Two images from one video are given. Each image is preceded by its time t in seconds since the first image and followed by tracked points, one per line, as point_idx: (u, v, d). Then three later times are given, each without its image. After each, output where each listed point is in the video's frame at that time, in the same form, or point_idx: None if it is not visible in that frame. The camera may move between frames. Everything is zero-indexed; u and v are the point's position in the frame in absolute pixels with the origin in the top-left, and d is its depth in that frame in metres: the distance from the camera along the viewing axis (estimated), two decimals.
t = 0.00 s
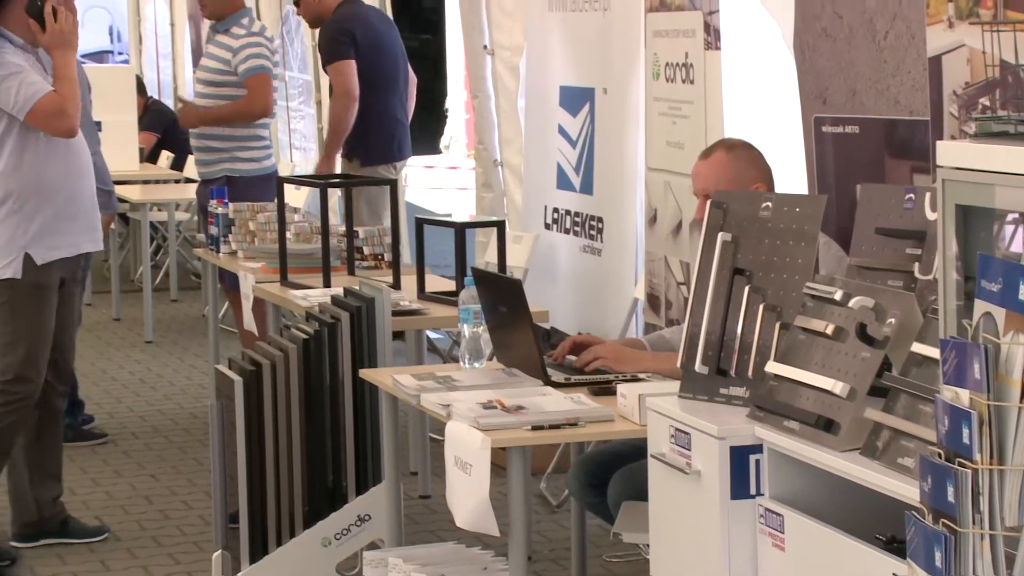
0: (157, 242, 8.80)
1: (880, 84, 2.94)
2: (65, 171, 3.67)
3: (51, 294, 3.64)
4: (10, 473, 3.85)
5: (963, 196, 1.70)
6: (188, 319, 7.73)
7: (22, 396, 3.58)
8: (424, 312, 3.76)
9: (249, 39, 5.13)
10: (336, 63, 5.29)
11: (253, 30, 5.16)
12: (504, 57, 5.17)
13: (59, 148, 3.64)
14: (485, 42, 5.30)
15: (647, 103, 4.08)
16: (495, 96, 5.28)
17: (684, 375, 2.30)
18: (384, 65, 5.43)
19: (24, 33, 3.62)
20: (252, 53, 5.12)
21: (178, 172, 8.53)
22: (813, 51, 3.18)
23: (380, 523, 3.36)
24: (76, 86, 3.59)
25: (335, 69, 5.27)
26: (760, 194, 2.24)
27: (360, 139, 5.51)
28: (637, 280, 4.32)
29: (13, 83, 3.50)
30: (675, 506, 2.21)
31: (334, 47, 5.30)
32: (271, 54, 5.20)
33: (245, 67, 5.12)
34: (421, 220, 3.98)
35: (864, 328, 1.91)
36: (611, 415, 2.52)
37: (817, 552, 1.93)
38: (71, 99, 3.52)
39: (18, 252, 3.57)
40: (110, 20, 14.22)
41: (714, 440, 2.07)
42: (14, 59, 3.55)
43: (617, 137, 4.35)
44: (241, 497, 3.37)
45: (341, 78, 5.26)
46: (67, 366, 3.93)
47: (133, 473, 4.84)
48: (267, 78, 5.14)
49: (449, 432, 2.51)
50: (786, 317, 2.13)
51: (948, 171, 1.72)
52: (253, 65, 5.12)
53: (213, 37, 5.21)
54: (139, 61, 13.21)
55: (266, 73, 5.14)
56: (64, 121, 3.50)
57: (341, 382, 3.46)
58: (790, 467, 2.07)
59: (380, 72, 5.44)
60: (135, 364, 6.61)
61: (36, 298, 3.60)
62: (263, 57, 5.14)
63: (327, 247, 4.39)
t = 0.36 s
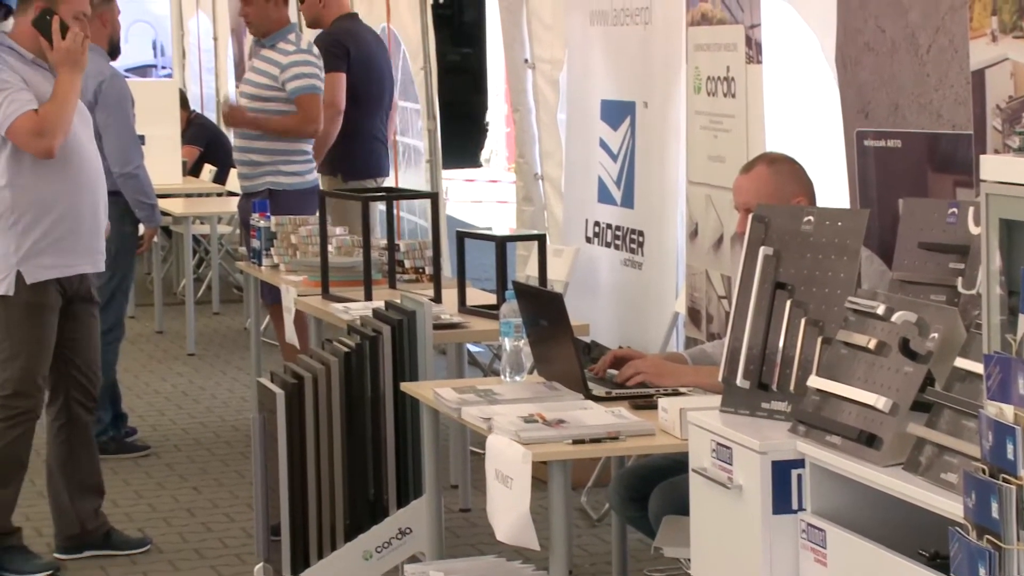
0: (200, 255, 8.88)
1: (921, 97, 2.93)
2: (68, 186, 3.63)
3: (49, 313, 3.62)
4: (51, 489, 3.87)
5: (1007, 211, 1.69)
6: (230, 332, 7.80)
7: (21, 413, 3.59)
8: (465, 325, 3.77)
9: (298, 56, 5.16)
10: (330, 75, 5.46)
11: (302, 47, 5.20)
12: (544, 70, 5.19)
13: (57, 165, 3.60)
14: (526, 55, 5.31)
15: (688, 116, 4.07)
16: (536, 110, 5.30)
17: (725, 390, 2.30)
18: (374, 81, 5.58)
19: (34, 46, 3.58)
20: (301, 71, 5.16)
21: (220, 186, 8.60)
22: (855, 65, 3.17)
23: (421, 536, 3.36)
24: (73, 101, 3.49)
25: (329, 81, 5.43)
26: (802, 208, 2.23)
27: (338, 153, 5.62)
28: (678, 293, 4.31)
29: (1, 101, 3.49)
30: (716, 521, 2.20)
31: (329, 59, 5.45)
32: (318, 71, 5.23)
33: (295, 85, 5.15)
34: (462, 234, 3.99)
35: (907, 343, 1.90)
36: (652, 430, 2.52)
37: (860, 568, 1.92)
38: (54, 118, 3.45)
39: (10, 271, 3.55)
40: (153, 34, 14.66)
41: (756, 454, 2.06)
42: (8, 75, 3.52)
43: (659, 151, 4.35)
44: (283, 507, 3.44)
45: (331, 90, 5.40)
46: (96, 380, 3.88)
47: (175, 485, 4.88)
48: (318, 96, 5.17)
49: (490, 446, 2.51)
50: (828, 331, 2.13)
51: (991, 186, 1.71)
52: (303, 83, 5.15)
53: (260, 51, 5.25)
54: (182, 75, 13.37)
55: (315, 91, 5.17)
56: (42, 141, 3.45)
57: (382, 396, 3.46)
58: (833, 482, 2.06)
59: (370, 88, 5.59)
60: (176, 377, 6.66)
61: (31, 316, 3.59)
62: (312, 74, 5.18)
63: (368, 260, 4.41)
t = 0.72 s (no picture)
0: (242, 270, 8.95)
1: (965, 114, 2.92)
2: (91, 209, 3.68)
3: (73, 329, 3.66)
4: (86, 501, 3.91)
5: None
6: (271, 347, 7.85)
7: (49, 428, 3.65)
8: (506, 342, 3.78)
9: (331, 75, 5.21)
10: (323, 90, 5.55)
11: (336, 65, 5.24)
12: (584, 87, 5.20)
13: (84, 189, 3.64)
14: (567, 72, 5.33)
15: (730, 133, 4.07)
16: (576, 127, 5.31)
17: (767, 407, 2.30)
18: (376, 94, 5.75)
19: (62, 68, 3.62)
20: (335, 90, 5.21)
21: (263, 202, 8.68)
22: (898, 82, 3.16)
23: (462, 553, 3.41)
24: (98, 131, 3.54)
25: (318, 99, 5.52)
26: (844, 225, 2.22)
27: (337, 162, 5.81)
28: (719, 310, 4.30)
29: (32, 122, 3.50)
30: (758, 538, 2.20)
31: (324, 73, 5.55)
32: (353, 88, 5.27)
33: (328, 104, 5.21)
34: (503, 250, 4.00)
35: (951, 361, 1.89)
36: (693, 447, 2.52)
37: None
38: (79, 149, 3.49)
39: (31, 291, 3.60)
40: (196, 51, 14.82)
41: (798, 472, 2.06)
42: (38, 97, 3.54)
43: (699, 168, 4.35)
44: (325, 522, 3.46)
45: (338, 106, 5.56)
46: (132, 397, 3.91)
47: (218, 500, 4.91)
48: (350, 115, 5.22)
49: (531, 463, 2.52)
50: (870, 349, 2.12)
51: None
52: (337, 103, 5.21)
53: (301, 69, 5.32)
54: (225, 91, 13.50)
55: (348, 110, 5.22)
56: (65, 171, 3.49)
57: (425, 415, 3.47)
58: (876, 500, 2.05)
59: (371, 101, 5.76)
60: (219, 393, 6.71)
61: (57, 334, 3.62)
62: (346, 93, 5.22)
63: (410, 276, 4.43)
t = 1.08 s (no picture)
0: (297, 290, 9.03)
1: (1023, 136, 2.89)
2: (155, 228, 3.76)
3: (142, 348, 3.72)
4: (125, 522, 4.00)
5: None
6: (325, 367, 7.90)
7: (114, 448, 3.69)
8: (560, 362, 3.78)
9: (383, 95, 5.26)
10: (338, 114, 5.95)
11: (388, 86, 5.29)
12: (637, 108, 5.22)
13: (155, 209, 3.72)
14: (620, 92, 5.34)
15: (784, 153, 4.05)
16: (629, 148, 5.32)
17: (822, 429, 2.29)
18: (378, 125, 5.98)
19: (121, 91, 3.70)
20: (383, 111, 5.25)
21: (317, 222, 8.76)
22: (953, 103, 3.14)
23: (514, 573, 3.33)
24: (166, 152, 3.65)
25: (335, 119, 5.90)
26: (899, 246, 2.22)
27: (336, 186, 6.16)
28: (772, 331, 4.28)
29: (114, 146, 3.56)
30: (813, 561, 2.18)
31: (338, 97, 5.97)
32: (405, 109, 5.30)
33: (377, 124, 5.26)
34: (556, 270, 4.01)
35: (1008, 383, 1.87)
36: (748, 469, 2.51)
37: None
38: (159, 171, 3.59)
39: (109, 312, 3.66)
40: (253, 73, 15.00)
41: (853, 494, 2.05)
42: (110, 122, 3.62)
43: (753, 189, 4.34)
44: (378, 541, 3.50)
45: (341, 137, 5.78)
46: (174, 414, 4.04)
47: (272, 519, 4.95)
48: (396, 137, 5.25)
49: (585, 483, 2.52)
50: (926, 371, 2.10)
51: None
52: (384, 123, 5.25)
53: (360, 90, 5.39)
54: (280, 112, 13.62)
55: (395, 132, 5.25)
56: (150, 194, 3.57)
57: (478, 435, 3.50)
58: (933, 523, 2.03)
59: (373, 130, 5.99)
60: (274, 412, 6.77)
61: (126, 353, 3.68)
62: (395, 115, 5.26)
63: (464, 296, 4.45)
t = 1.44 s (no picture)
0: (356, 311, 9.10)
1: None
2: (220, 249, 3.81)
3: (205, 368, 3.78)
4: (183, 540, 4.14)
5: None
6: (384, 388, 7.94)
7: (176, 468, 3.76)
8: (618, 384, 3.78)
9: (450, 116, 5.31)
10: (328, 134, 5.89)
11: (456, 107, 5.34)
12: (695, 129, 5.25)
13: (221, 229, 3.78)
14: (678, 113, 5.34)
15: (843, 175, 4.03)
16: (687, 169, 5.33)
17: (883, 453, 2.28)
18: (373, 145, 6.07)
19: (185, 112, 3.77)
20: (452, 131, 5.31)
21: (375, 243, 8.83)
22: (1015, 125, 3.12)
23: None
24: (231, 174, 3.72)
25: (324, 140, 5.85)
26: (961, 268, 2.20)
27: (342, 205, 6.14)
28: (831, 354, 4.27)
29: (184, 169, 3.63)
30: None
31: (332, 119, 5.89)
32: (472, 131, 5.36)
33: (447, 143, 5.32)
34: (614, 291, 4.02)
35: None
36: (807, 491, 2.51)
37: None
38: (227, 193, 3.65)
39: (175, 333, 3.72)
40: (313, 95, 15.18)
41: (914, 519, 2.04)
42: (178, 145, 3.69)
43: (813, 211, 4.33)
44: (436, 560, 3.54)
45: (330, 151, 5.84)
46: (230, 436, 4.11)
47: (331, 540, 4.99)
48: (467, 155, 5.31)
49: (643, 506, 2.52)
50: (988, 395, 2.07)
51: None
52: (453, 143, 5.31)
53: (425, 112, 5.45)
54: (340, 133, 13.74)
55: (465, 150, 5.31)
56: (219, 216, 3.63)
57: (537, 456, 3.50)
58: (996, 549, 2.02)
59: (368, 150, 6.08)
60: (333, 432, 6.82)
61: (189, 374, 3.74)
62: (464, 135, 5.32)
63: (521, 318, 4.47)
